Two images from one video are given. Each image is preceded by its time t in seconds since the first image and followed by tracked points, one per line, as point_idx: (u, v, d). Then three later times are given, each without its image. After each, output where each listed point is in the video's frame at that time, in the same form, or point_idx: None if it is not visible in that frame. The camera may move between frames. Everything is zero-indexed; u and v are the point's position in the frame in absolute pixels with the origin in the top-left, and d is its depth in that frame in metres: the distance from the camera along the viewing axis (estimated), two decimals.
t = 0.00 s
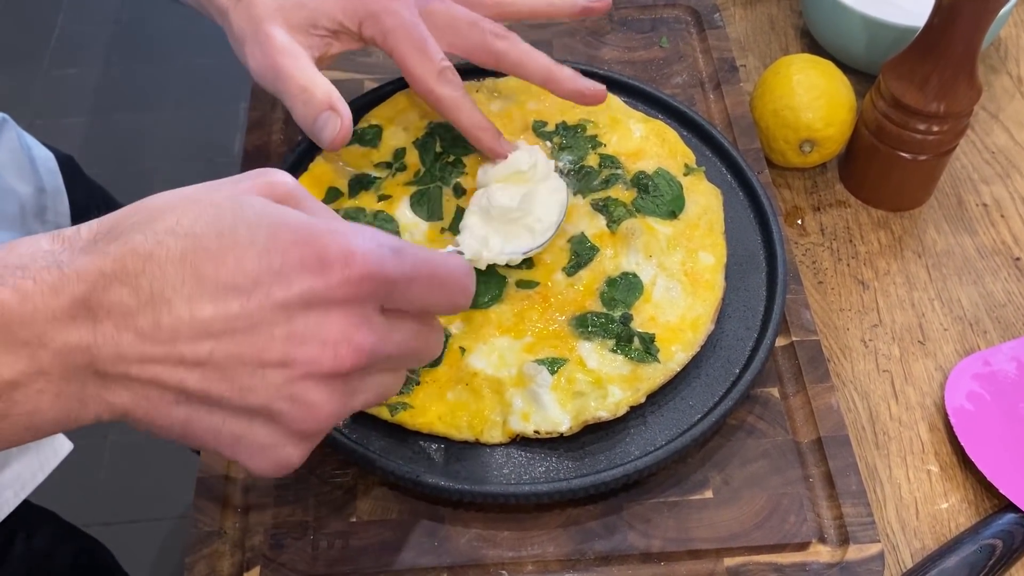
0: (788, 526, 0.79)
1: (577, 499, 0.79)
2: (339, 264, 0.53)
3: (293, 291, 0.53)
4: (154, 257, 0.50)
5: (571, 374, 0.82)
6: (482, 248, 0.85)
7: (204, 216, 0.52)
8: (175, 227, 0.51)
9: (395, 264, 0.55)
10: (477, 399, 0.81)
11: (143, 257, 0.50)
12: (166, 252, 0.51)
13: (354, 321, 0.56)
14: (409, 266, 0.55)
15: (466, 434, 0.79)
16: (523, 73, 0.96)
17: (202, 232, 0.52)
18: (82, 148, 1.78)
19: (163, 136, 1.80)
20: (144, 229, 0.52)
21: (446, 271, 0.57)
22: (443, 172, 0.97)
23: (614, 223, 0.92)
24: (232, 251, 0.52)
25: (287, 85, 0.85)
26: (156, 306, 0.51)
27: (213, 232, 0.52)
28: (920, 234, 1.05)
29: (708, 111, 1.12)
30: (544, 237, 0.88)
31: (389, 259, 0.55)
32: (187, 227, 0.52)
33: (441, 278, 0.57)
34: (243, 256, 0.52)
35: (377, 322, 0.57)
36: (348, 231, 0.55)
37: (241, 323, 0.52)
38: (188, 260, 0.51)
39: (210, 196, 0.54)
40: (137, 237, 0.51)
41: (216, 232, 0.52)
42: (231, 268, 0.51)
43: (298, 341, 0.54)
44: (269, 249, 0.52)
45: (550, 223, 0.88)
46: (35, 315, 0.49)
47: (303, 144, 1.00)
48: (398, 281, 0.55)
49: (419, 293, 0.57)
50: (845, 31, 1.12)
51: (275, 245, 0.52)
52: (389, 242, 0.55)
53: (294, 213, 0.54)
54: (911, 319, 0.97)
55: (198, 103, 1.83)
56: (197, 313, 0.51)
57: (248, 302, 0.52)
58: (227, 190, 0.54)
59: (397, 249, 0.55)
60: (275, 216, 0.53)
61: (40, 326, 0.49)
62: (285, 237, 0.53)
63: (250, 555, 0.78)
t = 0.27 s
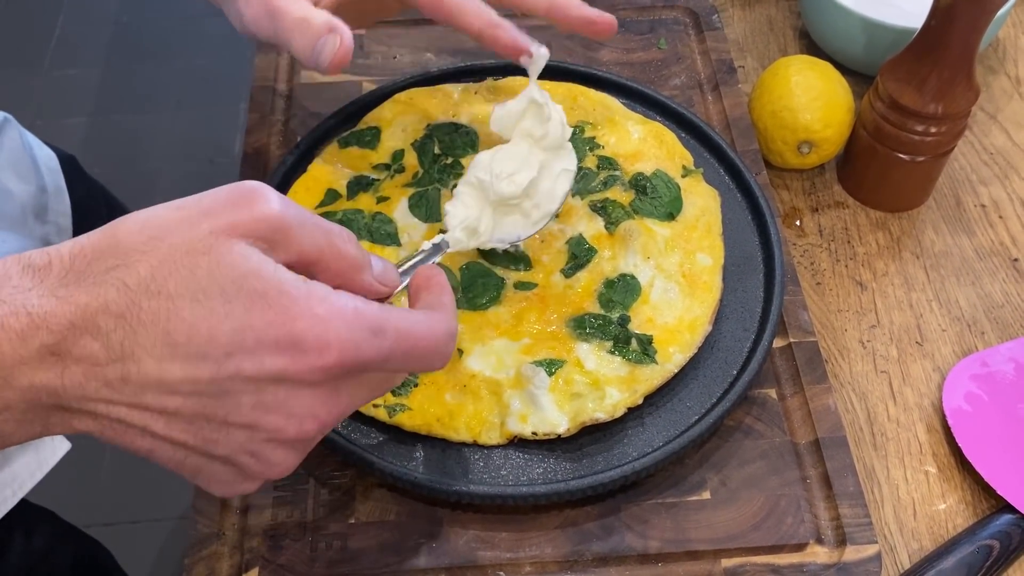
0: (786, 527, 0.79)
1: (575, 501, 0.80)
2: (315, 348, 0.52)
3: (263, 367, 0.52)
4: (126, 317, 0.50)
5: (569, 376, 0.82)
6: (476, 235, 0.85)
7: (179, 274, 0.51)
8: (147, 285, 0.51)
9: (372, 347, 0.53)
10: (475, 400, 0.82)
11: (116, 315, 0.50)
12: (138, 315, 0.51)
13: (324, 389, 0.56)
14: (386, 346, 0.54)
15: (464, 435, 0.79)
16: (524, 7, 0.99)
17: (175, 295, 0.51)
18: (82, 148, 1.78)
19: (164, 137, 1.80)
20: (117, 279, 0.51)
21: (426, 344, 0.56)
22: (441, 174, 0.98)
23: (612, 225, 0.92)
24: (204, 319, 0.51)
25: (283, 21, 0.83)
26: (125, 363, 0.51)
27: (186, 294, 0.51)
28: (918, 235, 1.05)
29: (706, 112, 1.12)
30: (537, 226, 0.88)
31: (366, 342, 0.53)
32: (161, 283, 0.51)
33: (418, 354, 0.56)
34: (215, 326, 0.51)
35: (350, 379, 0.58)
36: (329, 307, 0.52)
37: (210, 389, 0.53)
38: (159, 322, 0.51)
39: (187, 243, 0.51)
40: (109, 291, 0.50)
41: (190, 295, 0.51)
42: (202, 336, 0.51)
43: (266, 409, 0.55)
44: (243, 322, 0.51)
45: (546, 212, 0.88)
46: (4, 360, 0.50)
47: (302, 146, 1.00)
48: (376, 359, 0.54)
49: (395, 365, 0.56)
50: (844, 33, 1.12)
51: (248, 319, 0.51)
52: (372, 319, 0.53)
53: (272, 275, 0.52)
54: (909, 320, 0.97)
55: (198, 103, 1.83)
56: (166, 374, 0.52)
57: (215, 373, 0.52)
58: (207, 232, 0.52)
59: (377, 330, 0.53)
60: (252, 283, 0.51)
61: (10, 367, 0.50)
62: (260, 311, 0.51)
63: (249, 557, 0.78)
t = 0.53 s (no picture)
0: (788, 529, 0.79)
1: (578, 503, 0.80)
2: (326, 384, 0.51)
3: (272, 401, 0.51)
4: (135, 349, 0.49)
5: (572, 378, 0.82)
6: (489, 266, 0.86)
7: (189, 308, 0.49)
8: (157, 317, 0.49)
9: (381, 379, 0.52)
10: (478, 402, 0.82)
11: (125, 347, 0.49)
12: (148, 346, 0.49)
13: (332, 423, 0.55)
14: (394, 378, 0.53)
15: (466, 437, 0.79)
16: None
17: (184, 327, 0.49)
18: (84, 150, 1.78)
19: (165, 138, 1.80)
20: (126, 311, 0.49)
21: (432, 376, 0.55)
22: (444, 176, 0.98)
23: (614, 227, 0.92)
24: (214, 353, 0.49)
25: None
26: (134, 396, 0.50)
27: (196, 327, 0.49)
28: (920, 236, 1.05)
29: (708, 114, 1.12)
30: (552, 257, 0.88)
31: (377, 375, 0.52)
32: (170, 316, 0.49)
33: (427, 383, 0.55)
34: (226, 361, 0.49)
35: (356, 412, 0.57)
36: (341, 341, 0.51)
37: (217, 422, 0.51)
38: (169, 355, 0.49)
39: (197, 274, 0.50)
40: (118, 324, 0.48)
41: (200, 329, 0.49)
42: (212, 370, 0.49)
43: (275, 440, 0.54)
44: (254, 357, 0.49)
45: (563, 243, 0.88)
46: (11, 389, 0.48)
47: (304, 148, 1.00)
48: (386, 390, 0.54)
49: (404, 394, 0.55)
50: (845, 35, 1.12)
51: (260, 354, 0.49)
52: (383, 351, 0.52)
53: (284, 309, 0.50)
54: (910, 322, 0.97)
55: (200, 105, 1.83)
56: (174, 408, 0.50)
57: (225, 408, 0.51)
58: (218, 265, 0.50)
59: (387, 363, 0.52)
60: (263, 317, 0.50)
61: (17, 396, 0.49)
62: (271, 346, 0.50)
63: (253, 559, 0.78)
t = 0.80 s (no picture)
0: (793, 530, 0.79)
1: (583, 503, 0.80)
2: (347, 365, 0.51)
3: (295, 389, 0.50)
4: (154, 341, 0.48)
5: (577, 380, 0.82)
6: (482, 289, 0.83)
7: (209, 297, 0.49)
8: (178, 309, 0.48)
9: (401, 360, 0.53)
10: (483, 403, 0.82)
11: (145, 339, 0.48)
12: (171, 335, 0.48)
13: (354, 411, 0.55)
14: (412, 360, 0.53)
15: (472, 438, 0.80)
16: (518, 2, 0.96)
17: (205, 316, 0.48)
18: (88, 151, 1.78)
19: (169, 139, 1.80)
20: (147, 305, 0.48)
21: (448, 360, 0.56)
22: (448, 177, 0.98)
23: (619, 229, 0.92)
24: (235, 340, 0.48)
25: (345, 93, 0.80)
26: (155, 391, 0.49)
27: (217, 314, 0.48)
28: (923, 238, 1.05)
29: (711, 116, 1.12)
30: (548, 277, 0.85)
31: (396, 354, 0.52)
32: (191, 306, 0.48)
33: (442, 366, 0.55)
34: (248, 345, 0.49)
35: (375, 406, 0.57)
36: (359, 322, 0.51)
37: (240, 414, 0.51)
38: (190, 344, 0.48)
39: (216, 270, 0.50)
40: (137, 314, 0.48)
41: (221, 316, 0.48)
42: (234, 357, 0.48)
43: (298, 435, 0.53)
44: (275, 340, 0.49)
45: (558, 266, 0.85)
46: (27, 389, 0.47)
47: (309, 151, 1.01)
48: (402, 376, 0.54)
49: (421, 380, 0.56)
50: (849, 37, 1.12)
51: (282, 337, 0.49)
52: (398, 331, 0.53)
53: (303, 295, 0.50)
54: (914, 323, 0.98)
55: (203, 106, 1.83)
56: (196, 401, 0.49)
57: (248, 397, 0.50)
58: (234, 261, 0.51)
59: (405, 343, 0.53)
60: (283, 302, 0.49)
61: (34, 402, 0.47)
62: (292, 328, 0.49)
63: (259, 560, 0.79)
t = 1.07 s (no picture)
0: (793, 528, 0.80)
1: (583, 503, 0.80)
2: (343, 428, 0.53)
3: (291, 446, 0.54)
4: (148, 408, 0.50)
5: (577, 379, 0.82)
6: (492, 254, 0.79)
7: (200, 362, 0.50)
8: (168, 373, 0.50)
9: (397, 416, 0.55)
10: (483, 403, 0.82)
11: (138, 407, 0.50)
12: (162, 403, 0.50)
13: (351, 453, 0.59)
14: (410, 412, 0.56)
15: (472, 437, 0.80)
16: None
17: (198, 385, 0.50)
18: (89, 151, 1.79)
19: (169, 139, 1.81)
20: (134, 369, 0.49)
21: (445, 396, 0.58)
22: (449, 177, 0.98)
23: (619, 228, 0.92)
24: (230, 410, 0.51)
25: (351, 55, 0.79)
26: (152, 448, 0.52)
27: (210, 386, 0.50)
28: (923, 237, 1.05)
29: (711, 116, 1.13)
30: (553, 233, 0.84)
31: (392, 410, 0.55)
32: (181, 374, 0.50)
33: (439, 405, 0.58)
34: (243, 418, 0.51)
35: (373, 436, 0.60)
36: (355, 389, 0.53)
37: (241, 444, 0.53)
38: (184, 414, 0.50)
39: (208, 329, 0.50)
40: (130, 380, 0.49)
41: (215, 387, 0.50)
42: (229, 424, 0.51)
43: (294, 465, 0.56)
44: (270, 410, 0.51)
45: (569, 222, 0.84)
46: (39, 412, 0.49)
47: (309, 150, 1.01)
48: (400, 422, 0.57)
49: (419, 417, 0.59)
50: (848, 36, 1.12)
51: (276, 411, 0.52)
52: (394, 389, 0.55)
53: (299, 360, 0.51)
54: (914, 323, 0.98)
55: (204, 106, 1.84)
56: (192, 455, 0.53)
57: (246, 454, 0.53)
58: (226, 315, 0.51)
59: (401, 401, 0.55)
60: (277, 368, 0.51)
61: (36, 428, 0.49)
62: (286, 402, 0.52)
63: (259, 559, 0.79)
